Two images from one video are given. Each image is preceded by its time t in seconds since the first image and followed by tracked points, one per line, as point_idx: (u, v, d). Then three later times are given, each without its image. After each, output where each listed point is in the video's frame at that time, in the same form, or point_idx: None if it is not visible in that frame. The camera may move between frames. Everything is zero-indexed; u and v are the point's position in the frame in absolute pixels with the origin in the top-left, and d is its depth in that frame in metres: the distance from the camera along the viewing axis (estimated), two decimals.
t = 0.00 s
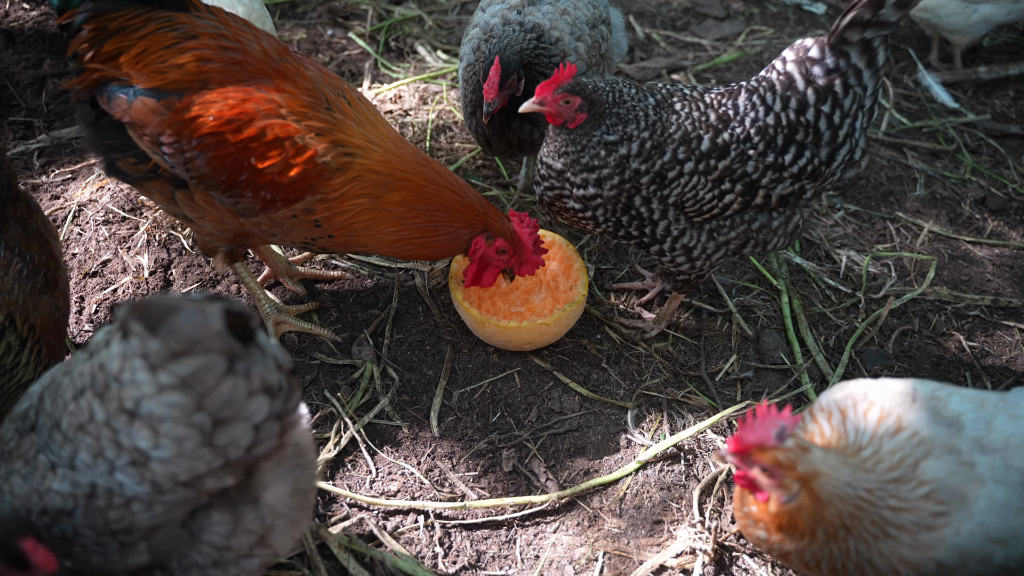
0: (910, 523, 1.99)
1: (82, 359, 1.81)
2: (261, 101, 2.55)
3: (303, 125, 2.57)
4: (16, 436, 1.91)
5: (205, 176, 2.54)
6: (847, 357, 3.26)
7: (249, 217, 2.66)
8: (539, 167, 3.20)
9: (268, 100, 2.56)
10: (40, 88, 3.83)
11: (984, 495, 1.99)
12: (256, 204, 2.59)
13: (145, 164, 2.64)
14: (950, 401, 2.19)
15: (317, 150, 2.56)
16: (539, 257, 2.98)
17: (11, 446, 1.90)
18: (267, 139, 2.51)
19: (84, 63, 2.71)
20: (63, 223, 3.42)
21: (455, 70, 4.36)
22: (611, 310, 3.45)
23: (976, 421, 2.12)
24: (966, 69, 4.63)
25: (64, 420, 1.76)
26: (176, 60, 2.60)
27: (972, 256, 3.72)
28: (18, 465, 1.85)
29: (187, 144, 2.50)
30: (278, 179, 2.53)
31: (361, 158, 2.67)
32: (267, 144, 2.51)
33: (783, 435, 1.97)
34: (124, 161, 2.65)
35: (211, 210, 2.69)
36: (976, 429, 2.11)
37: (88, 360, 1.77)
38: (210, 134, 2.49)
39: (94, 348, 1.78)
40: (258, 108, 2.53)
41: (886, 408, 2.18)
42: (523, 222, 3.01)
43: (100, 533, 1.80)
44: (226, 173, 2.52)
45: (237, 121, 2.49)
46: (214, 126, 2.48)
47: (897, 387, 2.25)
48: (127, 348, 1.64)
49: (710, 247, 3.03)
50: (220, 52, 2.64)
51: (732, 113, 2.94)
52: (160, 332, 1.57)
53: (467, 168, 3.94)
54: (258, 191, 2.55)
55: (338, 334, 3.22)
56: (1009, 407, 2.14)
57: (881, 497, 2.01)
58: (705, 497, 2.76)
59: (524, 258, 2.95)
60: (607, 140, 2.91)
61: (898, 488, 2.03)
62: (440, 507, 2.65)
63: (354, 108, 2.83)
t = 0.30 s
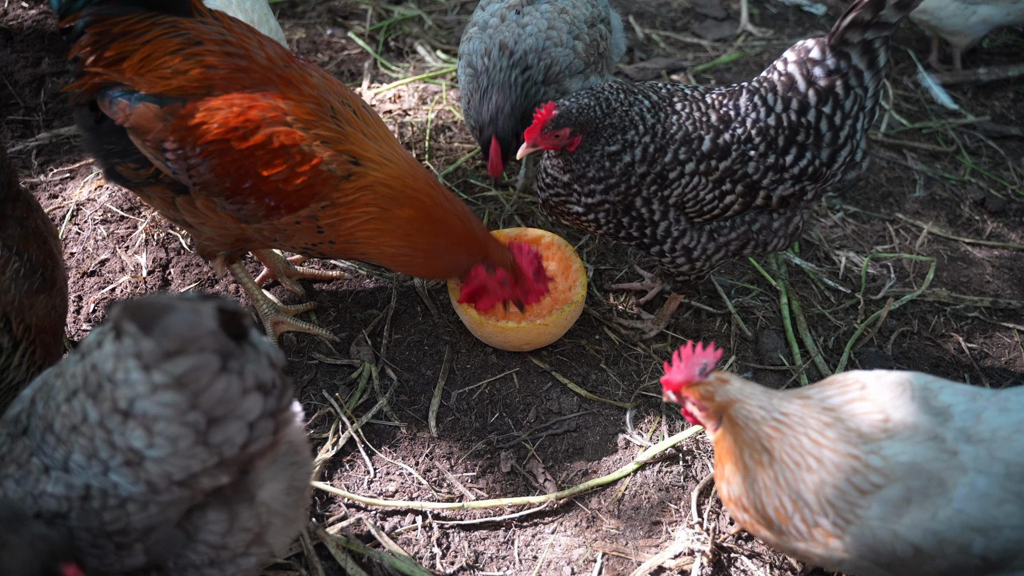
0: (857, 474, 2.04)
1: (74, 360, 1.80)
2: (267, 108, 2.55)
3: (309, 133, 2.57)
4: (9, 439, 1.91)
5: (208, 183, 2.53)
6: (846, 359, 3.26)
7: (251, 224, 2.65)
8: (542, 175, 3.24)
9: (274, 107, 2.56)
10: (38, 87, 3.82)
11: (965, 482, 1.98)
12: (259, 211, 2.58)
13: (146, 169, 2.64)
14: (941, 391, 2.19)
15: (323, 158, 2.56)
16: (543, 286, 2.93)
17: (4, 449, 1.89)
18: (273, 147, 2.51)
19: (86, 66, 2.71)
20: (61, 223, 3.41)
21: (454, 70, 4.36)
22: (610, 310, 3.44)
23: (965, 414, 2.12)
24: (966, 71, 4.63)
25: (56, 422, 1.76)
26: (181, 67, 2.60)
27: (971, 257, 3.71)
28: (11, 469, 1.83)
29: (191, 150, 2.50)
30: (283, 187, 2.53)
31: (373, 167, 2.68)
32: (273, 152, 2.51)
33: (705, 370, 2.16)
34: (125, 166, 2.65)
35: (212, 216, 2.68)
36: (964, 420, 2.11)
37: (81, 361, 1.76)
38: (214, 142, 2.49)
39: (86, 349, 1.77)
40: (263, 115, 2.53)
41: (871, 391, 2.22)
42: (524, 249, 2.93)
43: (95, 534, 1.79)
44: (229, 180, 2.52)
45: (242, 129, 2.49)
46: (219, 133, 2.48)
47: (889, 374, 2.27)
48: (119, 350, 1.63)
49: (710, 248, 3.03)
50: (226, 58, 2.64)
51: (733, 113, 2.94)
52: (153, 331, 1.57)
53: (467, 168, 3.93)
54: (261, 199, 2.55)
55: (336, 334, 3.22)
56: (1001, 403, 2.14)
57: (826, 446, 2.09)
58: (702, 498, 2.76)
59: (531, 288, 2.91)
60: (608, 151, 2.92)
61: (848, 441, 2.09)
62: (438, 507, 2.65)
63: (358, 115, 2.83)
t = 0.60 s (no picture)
0: (852, 471, 2.04)
1: (73, 359, 1.80)
2: (264, 114, 2.54)
3: (308, 140, 2.59)
4: (8, 437, 1.90)
5: (206, 190, 2.53)
6: (845, 359, 3.26)
7: (250, 229, 2.66)
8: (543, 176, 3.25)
9: (271, 113, 2.56)
10: (37, 87, 3.81)
11: (950, 475, 1.98)
12: (258, 216, 2.59)
13: (143, 176, 2.62)
14: (936, 386, 2.18)
15: (323, 166, 2.57)
16: (547, 280, 2.99)
17: (2, 449, 1.89)
18: (272, 153, 2.50)
19: (80, 73, 2.69)
20: (59, 223, 3.41)
21: (454, 70, 4.35)
22: (610, 311, 3.44)
23: (958, 409, 2.12)
24: (965, 71, 4.63)
25: (56, 419, 1.75)
26: (177, 73, 2.58)
27: (970, 257, 3.71)
28: (10, 468, 1.83)
29: (189, 157, 2.47)
30: (283, 193, 2.54)
31: (374, 172, 2.71)
32: (272, 159, 2.51)
33: (705, 371, 2.13)
34: (121, 173, 2.62)
35: (211, 221, 2.68)
36: (957, 415, 2.10)
37: (82, 358, 1.76)
38: (213, 148, 2.47)
39: (87, 346, 1.77)
40: (261, 121, 2.52)
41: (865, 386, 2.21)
42: (528, 247, 3.04)
43: (95, 533, 1.79)
44: (228, 187, 2.51)
45: (241, 136, 2.48)
46: (218, 140, 2.47)
47: (887, 369, 2.26)
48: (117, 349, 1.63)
49: (711, 249, 3.03)
50: (222, 64, 2.63)
51: (734, 113, 2.93)
52: (155, 330, 1.56)
53: (466, 168, 3.93)
54: (261, 205, 2.55)
55: (336, 334, 3.22)
56: (994, 401, 2.14)
57: (822, 443, 2.09)
58: (702, 499, 2.75)
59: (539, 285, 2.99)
60: (608, 151, 2.91)
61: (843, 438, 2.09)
62: (437, 508, 2.65)
63: (356, 121, 2.83)
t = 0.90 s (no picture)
0: (843, 457, 2.05)
1: (84, 357, 1.79)
2: (270, 125, 2.54)
3: (312, 150, 2.59)
4: (18, 437, 1.89)
5: (209, 199, 2.54)
6: (845, 359, 3.26)
7: (254, 238, 2.67)
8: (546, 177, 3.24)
9: (276, 124, 2.56)
10: (37, 88, 3.81)
11: (943, 472, 1.99)
12: (262, 226, 2.60)
13: (146, 183, 2.64)
14: (937, 385, 2.18)
15: (331, 174, 2.59)
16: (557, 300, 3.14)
17: (14, 448, 1.87)
18: (278, 164, 2.51)
19: (84, 78, 2.66)
20: (60, 223, 3.41)
21: (453, 71, 4.36)
22: (609, 310, 3.44)
23: (956, 408, 2.11)
24: (964, 71, 4.64)
25: (68, 418, 1.75)
26: (184, 81, 2.57)
27: (970, 257, 3.72)
28: (23, 467, 1.82)
29: (193, 166, 2.48)
30: (288, 204, 2.55)
31: (393, 173, 2.72)
32: (279, 169, 2.52)
33: (717, 336, 2.15)
34: (124, 179, 2.65)
35: (213, 229, 2.68)
36: (954, 414, 2.10)
37: (91, 358, 1.76)
38: (217, 159, 2.48)
39: (96, 346, 1.77)
40: (267, 133, 2.52)
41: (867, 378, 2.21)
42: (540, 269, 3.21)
43: (109, 532, 1.79)
44: (232, 197, 2.52)
45: (247, 147, 2.49)
46: (223, 151, 2.47)
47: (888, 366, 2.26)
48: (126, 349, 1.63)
49: (714, 248, 3.03)
50: (229, 74, 2.61)
51: (737, 113, 2.94)
52: (163, 331, 1.58)
53: (465, 169, 3.93)
54: (264, 216, 2.57)
55: (336, 334, 3.23)
56: (993, 402, 2.14)
57: (815, 428, 2.10)
58: (702, 498, 2.76)
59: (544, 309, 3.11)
60: (608, 151, 2.91)
61: (839, 426, 2.10)
62: (437, 508, 2.65)
63: (363, 133, 2.85)
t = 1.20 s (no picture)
0: (841, 450, 2.06)
1: (81, 355, 1.80)
2: (280, 130, 2.55)
3: (322, 154, 2.60)
4: (12, 435, 1.89)
5: (219, 203, 2.54)
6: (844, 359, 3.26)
7: (260, 240, 2.67)
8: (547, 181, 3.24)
9: (287, 129, 2.56)
10: (37, 89, 3.81)
11: (936, 470, 1.99)
12: (271, 229, 2.61)
13: (153, 186, 2.63)
14: (943, 387, 2.18)
15: (333, 177, 2.60)
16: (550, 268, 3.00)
17: (7, 446, 1.87)
18: (289, 169, 2.52)
19: (91, 83, 2.66)
20: (59, 223, 3.41)
21: (453, 72, 4.36)
22: (608, 311, 3.45)
23: (959, 411, 2.11)
24: (963, 72, 4.65)
25: (65, 415, 1.76)
26: (193, 85, 2.56)
27: (969, 258, 3.72)
28: (17, 465, 1.82)
29: (203, 170, 2.48)
30: (298, 208, 2.57)
31: (375, 176, 2.71)
32: (289, 174, 2.53)
33: (764, 310, 2.13)
34: (130, 182, 2.64)
35: (219, 231, 2.68)
36: (956, 416, 2.10)
37: (89, 356, 1.76)
38: (228, 163, 2.48)
39: (95, 343, 1.78)
40: (277, 137, 2.52)
41: (870, 377, 2.22)
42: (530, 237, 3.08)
43: (103, 530, 1.78)
44: (242, 201, 2.52)
45: (259, 152, 2.49)
46: (234, 155, 2.47)
47: (896, 365, 2.26)
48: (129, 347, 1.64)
49: (717, 249, 3.04)
50: (238, 78, 2.60)
51: (738, 113, 2.94)
52: (162, 331, 1.59)
53: (465, 169, 3.93)
54: (274, 219, 2.57)
55: (335, 335, 3.23)
56: (997, 408, 2.13)
57: (817, 419, 2.11)
58: (702, 499, 2.76)
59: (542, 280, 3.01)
60: (608, 154, 2.90)
61: (840, 419, 2.11)
62: (437, 509, 2.65)
63: (368, 135, 2.86)
